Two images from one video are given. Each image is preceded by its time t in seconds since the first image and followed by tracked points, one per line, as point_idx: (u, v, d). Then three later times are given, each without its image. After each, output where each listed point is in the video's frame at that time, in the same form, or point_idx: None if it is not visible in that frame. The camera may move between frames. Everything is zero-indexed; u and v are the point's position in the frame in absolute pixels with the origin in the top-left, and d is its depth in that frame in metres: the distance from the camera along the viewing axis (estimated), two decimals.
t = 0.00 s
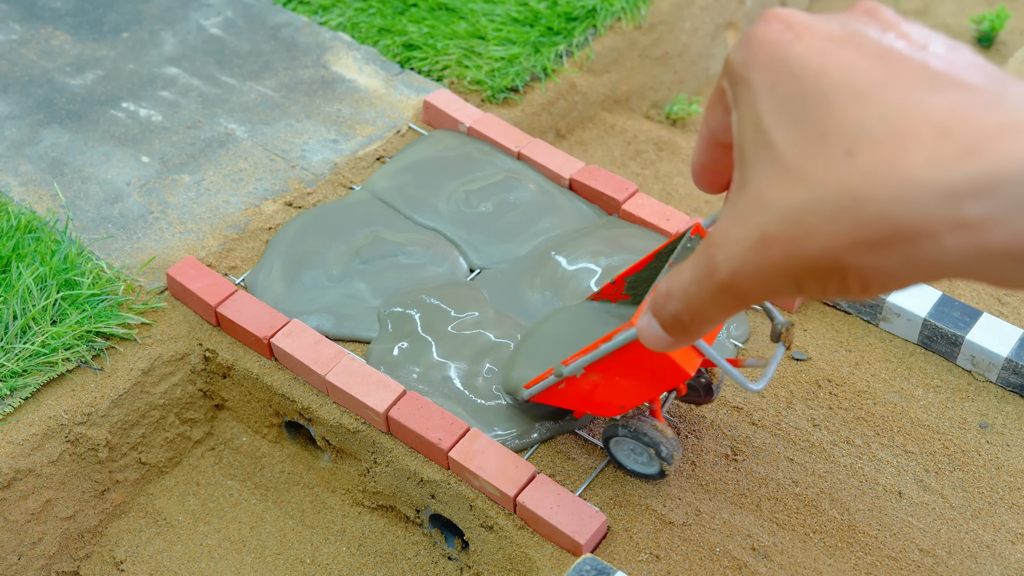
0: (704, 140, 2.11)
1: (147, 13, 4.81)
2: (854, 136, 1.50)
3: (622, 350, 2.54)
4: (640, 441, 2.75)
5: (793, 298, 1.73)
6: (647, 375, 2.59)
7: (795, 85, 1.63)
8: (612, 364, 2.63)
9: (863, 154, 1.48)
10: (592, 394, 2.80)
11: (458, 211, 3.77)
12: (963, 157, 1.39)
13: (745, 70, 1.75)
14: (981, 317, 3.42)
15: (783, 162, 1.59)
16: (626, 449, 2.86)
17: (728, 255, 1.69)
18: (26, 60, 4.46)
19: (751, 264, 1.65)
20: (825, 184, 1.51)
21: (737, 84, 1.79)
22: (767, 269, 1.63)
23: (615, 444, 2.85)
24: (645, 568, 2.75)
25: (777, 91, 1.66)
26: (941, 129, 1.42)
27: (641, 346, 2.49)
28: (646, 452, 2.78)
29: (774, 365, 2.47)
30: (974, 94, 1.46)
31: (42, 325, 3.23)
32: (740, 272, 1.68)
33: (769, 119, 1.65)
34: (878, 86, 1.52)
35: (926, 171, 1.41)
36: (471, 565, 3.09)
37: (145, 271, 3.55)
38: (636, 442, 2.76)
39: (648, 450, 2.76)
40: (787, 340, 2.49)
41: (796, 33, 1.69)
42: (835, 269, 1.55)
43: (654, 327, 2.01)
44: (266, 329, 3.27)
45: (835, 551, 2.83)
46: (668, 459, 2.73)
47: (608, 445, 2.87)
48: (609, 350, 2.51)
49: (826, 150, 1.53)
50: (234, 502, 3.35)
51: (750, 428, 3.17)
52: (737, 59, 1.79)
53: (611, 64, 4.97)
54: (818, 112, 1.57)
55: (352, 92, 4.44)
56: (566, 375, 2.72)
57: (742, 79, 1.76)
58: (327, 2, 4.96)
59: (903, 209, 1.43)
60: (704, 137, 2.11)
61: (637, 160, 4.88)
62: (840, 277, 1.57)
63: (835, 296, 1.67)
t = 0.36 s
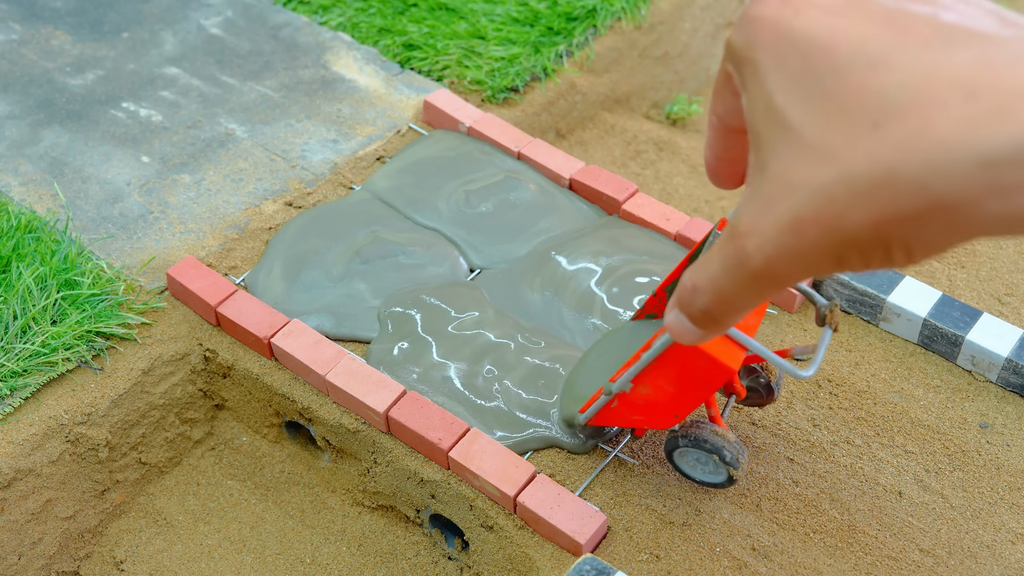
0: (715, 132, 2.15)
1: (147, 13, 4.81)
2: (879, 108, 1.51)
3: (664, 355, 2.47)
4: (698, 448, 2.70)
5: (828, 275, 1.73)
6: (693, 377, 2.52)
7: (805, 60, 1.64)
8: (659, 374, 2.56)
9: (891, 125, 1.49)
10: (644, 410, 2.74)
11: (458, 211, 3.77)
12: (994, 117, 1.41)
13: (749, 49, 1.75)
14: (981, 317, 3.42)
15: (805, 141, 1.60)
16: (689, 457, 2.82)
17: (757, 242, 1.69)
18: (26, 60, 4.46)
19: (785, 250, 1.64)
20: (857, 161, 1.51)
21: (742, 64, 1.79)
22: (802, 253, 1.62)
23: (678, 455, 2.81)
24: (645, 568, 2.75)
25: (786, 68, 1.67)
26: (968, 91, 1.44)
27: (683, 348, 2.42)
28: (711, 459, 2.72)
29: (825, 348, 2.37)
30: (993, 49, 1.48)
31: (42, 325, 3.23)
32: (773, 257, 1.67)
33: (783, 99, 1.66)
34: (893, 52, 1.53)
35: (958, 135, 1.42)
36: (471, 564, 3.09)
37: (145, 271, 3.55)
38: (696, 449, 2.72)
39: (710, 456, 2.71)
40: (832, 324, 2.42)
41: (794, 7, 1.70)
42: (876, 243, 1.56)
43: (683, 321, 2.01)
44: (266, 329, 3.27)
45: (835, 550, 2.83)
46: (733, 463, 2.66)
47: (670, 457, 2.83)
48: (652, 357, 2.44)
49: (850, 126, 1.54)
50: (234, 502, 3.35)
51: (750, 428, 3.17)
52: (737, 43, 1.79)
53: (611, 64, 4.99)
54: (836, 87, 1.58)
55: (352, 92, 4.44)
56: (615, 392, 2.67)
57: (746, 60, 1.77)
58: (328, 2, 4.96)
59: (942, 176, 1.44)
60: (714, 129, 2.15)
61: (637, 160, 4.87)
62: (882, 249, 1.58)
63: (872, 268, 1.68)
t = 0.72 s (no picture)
0: (667, 137, 2.29)
1: (148, 13, 4.81)
2: (829, 91, 1.53)
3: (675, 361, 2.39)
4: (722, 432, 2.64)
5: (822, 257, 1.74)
6: (707, 376, 2.42)
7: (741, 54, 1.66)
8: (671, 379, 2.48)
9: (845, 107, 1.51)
10: (660, 411, 2.67)
11: (458, 211, 3.77)
12: (944, 83, 1.43)
13: (685, 52, 1.79)
14: (981, 317, 3.42)
15: (768, 134, 1.61)
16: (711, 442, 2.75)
17: (743, 236, 1.71)
18: (26, 60, 4.47)
19: (774, 242, 1.65)
20: (824, 149, 1.53)
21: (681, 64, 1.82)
22: (792, 242, 1.64)
23: (701, 442, 2.74)
24: (646, 568, 2.75)
25: (725, 63, 1.69)
26: (914, 61, 1.46)
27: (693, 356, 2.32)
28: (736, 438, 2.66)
29: (824, 311, 2.32)
30: (924, 11, 1.49)
31: (42, 325, 3.23)
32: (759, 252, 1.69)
33: (730, 94, 1.68)
34: (827, 30, 1.55)
35: (912, 108, 1.44)
36: (471, 564, 3.08)
37: (146, 271, 3.55)
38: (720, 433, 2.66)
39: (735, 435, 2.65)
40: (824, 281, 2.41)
41: None
42: (857, 224, 1.58)
43: (701, 332, 2.03)
44: (266, 329, 3.27)
45: (835, 550, 2.83)
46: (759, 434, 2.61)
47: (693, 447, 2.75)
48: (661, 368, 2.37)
49: (806, 111, 1.56)
50: (234, 502, 3.35)
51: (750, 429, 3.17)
52: (671, 46, 1.82)
53: (611, 63, 5.03)
54: (780, 75, 1.60)
55: (352, 92, 4.44)
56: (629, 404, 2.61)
57: (686, 61, 1.79)
58: (328, 2, 4.96)
59: (904, 151, 1.46)
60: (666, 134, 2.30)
61: (637, 161, 4.81)
62: (865, 230, 1.60)
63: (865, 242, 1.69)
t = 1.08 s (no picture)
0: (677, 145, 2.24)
1: (148, 13, 4.81)
2: (860, 128, 1.56)
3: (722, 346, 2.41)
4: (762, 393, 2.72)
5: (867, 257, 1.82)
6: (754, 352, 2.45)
7: (756, 86, 1.68)
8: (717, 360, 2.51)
9: (878, 143, 1.55)
10: (706, 388, 2.70)
11: (458, 211, 3.77)
12: (973, 117, 1.47)
13: (693, 85, 1.77)
14: (981, 317, 3.42)
15: (803, 166, 1.66)
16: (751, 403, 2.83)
17: (794, 253, 1.77)
18: (26, 60, 4.46)
19: (826, 258, 1.72)
20: (865, 182, 1.58)
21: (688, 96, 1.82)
22: (844, 258, 1.71)
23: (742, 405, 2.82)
24: (646, 568, 2.75)
25: (740, 96, 1.70)
26: (938, 94, 1.49)
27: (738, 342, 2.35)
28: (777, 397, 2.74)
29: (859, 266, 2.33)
30: (933, 36, 1.52)
31: (42, 325, 3.23)
32: (815, 268, 1.76)
33: (754, 125, 1.71)
34: (844, 63, 1.57)
35: (944, 141, 1.49)
36: (471, 564, 3.08)
37: (146, 271, 3.55)
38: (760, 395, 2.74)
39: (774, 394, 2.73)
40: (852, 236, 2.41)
41: (717, 26, 1.71)
42: (905, 241, 1.66)
43: (756, 333, 2.10)
44: (266, 329, 3.27)
45: (836, 550, 2.83)
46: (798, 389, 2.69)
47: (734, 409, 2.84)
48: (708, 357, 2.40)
49: (839, 146, 1.59)
50: (234, 502, 3.35)
51: (750, 428, 3.16)
52: (674, 76, 1.81)
53: (611, 63, 5.02)
54: (804, 108, 1.62)
55: (352, 92, 4.44)
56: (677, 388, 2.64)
57: (694, 94, 1.79)
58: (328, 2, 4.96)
59: (945, 179, 1.51)
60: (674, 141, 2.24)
61: (637, 160, 4.82)
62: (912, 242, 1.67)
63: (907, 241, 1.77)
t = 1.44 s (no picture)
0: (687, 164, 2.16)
1: (148, 13, 4.81)
2: (877, 181, 1.64)
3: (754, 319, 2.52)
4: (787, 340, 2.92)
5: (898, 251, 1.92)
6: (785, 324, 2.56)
7: (768, 133, 1.73)
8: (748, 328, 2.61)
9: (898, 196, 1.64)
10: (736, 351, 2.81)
11: (458, 211, 3.77)
12: (987, 170, 1.56)
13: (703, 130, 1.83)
14: (981, 317, 3.42)
15: (829, 207, 1.75)
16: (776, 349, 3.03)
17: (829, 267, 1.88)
18: (26, 60, 4.46)
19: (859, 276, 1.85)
20: (888, 227, 1.69)
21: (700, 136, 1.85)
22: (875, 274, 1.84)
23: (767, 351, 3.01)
24: (646, 568, 2.76)
25: (755, 142, 1.76)
26: (951, 153, 1.56)
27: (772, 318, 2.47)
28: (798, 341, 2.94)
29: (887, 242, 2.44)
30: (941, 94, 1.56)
31: (42, 325, 3.23)
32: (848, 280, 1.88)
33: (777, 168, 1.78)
34: (855, 116, 1.61)
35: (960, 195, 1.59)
36: (472, 564, 3.09)
37: (146, 271, 3.55)
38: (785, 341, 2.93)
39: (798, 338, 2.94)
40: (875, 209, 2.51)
41: (723, 78, 1.74)
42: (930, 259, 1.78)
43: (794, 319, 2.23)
44: (266, 329, 3.27)
45: (836, 551, 2.83)
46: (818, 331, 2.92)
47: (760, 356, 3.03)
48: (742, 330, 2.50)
49: (858, 195, 1.68)
50: (234, 502, 3.35)
51: (750, 428, 3.16)
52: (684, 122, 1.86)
53: (611, 63, 5.02)
54: (822, 158, 1.68)
55: (353, 92, 4.44)
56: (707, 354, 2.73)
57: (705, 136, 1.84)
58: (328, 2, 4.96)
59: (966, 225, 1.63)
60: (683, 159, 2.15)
61: (637, 160, 4.85)
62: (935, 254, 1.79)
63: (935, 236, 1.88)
